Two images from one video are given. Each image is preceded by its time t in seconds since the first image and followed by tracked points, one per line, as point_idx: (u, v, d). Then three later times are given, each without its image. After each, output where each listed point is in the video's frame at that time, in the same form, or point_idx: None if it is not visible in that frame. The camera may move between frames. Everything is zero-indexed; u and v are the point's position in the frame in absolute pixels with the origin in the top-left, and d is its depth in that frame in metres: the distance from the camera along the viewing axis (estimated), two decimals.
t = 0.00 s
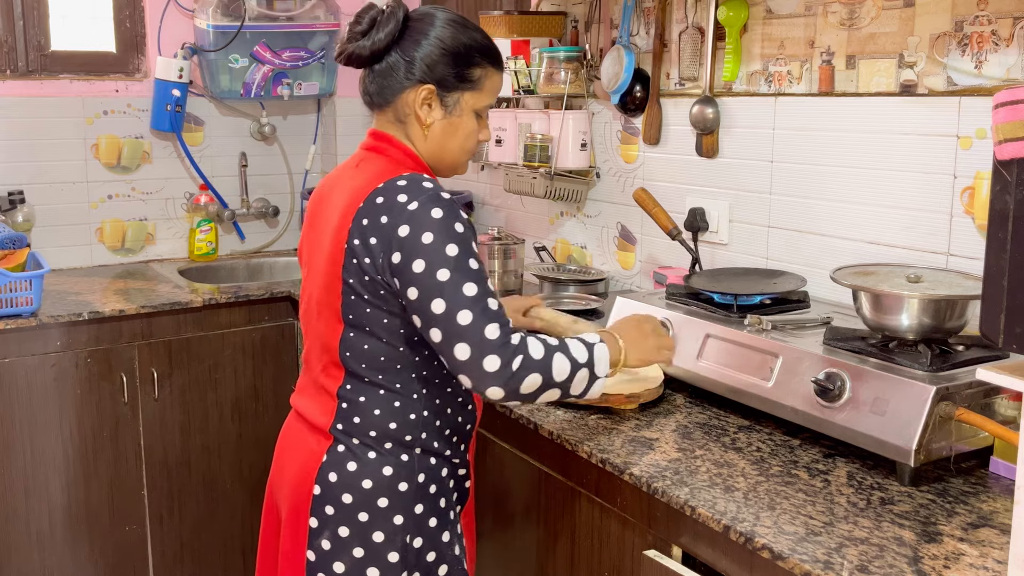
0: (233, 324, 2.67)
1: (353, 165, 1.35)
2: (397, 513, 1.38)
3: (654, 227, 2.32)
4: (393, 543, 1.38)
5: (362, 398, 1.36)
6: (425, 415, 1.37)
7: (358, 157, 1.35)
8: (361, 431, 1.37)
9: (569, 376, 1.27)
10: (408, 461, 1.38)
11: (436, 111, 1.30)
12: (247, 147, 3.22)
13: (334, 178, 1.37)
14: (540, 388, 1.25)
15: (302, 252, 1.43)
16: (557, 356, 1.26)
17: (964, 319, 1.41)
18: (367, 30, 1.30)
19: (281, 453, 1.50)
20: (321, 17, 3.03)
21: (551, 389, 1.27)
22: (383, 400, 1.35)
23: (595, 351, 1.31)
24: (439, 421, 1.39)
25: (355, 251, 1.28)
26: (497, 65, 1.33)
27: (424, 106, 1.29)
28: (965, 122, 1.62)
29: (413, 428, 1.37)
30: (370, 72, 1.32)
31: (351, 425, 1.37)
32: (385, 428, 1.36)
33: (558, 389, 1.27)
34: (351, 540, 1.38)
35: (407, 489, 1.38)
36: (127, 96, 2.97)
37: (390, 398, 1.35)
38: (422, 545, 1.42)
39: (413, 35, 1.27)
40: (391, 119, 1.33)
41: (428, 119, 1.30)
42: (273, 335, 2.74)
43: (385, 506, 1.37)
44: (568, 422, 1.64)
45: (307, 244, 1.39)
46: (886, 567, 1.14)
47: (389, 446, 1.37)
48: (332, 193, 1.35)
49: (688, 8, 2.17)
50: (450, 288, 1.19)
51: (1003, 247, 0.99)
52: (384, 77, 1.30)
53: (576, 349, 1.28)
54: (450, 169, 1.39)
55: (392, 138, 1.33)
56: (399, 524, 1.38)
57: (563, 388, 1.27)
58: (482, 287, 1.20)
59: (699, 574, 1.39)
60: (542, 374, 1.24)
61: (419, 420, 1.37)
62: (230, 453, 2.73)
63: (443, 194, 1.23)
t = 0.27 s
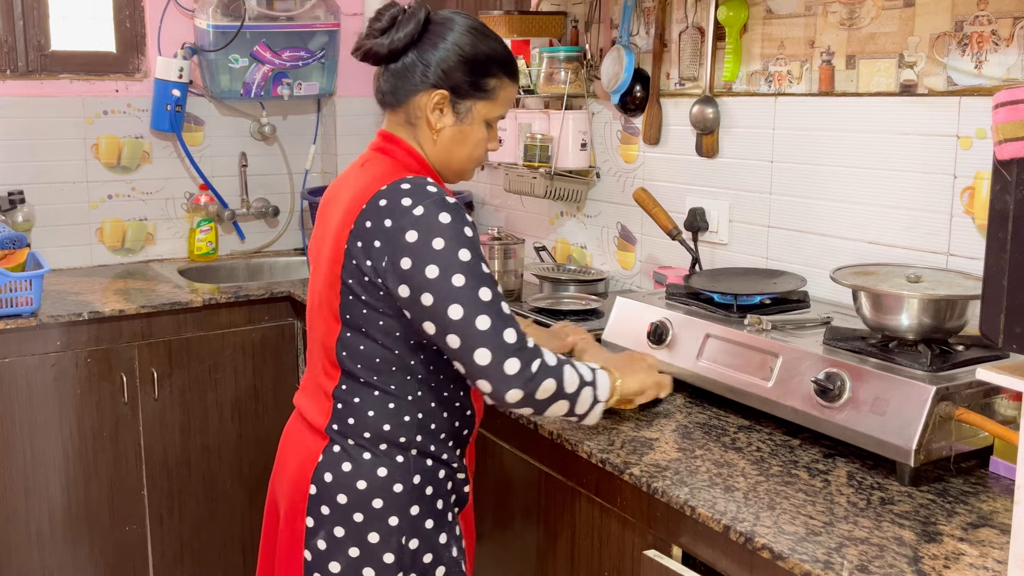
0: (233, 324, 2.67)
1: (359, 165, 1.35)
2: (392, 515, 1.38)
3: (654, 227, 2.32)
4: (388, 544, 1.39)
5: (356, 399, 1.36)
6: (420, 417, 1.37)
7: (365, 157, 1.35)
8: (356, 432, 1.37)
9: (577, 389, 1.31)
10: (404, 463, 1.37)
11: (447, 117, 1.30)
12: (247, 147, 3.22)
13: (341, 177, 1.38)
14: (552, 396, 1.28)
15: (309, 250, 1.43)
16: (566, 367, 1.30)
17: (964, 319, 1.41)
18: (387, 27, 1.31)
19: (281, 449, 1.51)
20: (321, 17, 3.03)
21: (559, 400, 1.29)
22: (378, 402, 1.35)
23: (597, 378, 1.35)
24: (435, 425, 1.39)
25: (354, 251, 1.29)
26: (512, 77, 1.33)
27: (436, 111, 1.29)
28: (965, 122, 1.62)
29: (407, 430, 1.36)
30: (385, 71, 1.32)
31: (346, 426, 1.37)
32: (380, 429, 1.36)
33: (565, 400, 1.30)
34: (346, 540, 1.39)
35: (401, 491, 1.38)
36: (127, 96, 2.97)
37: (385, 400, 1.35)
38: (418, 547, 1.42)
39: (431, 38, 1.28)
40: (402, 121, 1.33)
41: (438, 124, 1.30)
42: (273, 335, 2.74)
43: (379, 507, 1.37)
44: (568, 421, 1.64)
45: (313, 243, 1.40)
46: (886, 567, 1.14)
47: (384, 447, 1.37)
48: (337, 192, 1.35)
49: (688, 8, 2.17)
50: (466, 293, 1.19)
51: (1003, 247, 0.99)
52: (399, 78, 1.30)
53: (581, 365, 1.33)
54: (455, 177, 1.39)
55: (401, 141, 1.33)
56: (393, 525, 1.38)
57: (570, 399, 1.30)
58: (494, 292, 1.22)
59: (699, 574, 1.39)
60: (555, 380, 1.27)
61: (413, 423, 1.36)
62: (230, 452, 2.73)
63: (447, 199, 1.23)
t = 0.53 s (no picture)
0: (233, 324, 2.67)
1: (358, 165, 1.35)
2: (388, 517, 1.38)
3: (654, 227, 2.32)
4: (384, 546, 1.38)
5: (354, 400, 1.36)
6: (418, 420, 1.36)
7: (364, 157, 1.35)
8: (353, 433, 1.37)
9: (594, 381, 1.34)
10: (400, 465, 1.37)
11: (444, 116, 1.30)
12: (247, 147, 3.22)
13: (340, 177, 1.38)
14: (567, 387, 1.31)
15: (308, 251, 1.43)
16: (582, 360, 1.33)
17: (964, 319, 1.41)
18: (379, 30, 1.31)
19: (280, 450, 1.50)
20: (321, 17, 3.03)
21: (575, 391, 1.32)
22: (375, 403, 1.35)
23: (617, 371, 1.38)
24: (433, 427, 1.38)
25: (357, 252, 1.29)
26: (507, 72, 1.32)
27: (432, 110, 1.29)
28: (965, 122, 1.62)
29: (405, 431, 1.36)
30: (380, 73, 1.32)
31: (344, 427, 1.37)
32: (377, 431, 1.35)
33: (581, 392, 1.33)
34: (343, 542, 1.39)
35: (398, 493, 1.38)
36: (127, 97, 2.97)
37: (383, 401, 1.35)
38: (415, 550, 1.41)
39: (424, 38, 1.27)
40: (399, 122, 1.33)
41: (435, 124, 1.30)
42: (273, 335, 2.74)
43: (376, 509, 1.37)
44: (568, 421, 1.64)
45: (312, 242, 1.40)
46: (886, 567, 1.14)
47: (381, 449, 1.37)
48: (337, 192, 1.35)
49: (688, 8, 2.17)
50: (478, 290, 1.20)
51: (1003, 247, 0.99)
52: (393, 79, 1.29)
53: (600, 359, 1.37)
54: (455, 175, 1.39)
55: (399, 141, 1.33)
56: (390, 528, 1.38)
57: (585, 391, 1.33)
58: (504, 288, 1.23)
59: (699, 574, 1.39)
60: (570, 372, 1.30)
61: (411, 425, 1.36)
62: (230, 453, 2.73)
63: (452, 200, 1.23)
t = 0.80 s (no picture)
0: (233, 324, 2.67)
1: (351, 165, 1.35)
2: (395, 517, 1.38)
3: (654, 227, 2.32)
4: (392, 546, 1.39)
5: (359, 401, 1.36)
6: (423, 418, 1.37)
7: (356, 157, 1.35)
8: (359, 434, 1.36)
9: (590, 366, 1.30)
10: (406, 464, 1.37)
11: (433, 111, 1.30)
12: (247, 147, 3.22)
13: (333, 177, 1.37)
14: (564, 376, 1.28)
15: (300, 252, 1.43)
16: (578, 346, 1.29)
17: (963, 319, 1.41)
18: (363, 30, 1.31)
19: (282, 454, 1.50)
20: (321, 17, 3.03)
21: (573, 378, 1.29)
22: (381, 403, 1.35)
23: (609, 347, 1.34)
24: (437, 425, 1.39)
25: (358, 251, 1.28)
26: (494, 64, 1.33)
27: (421, 106, 1.29)
28: (965, 122, 1.62)
29: (411, 431, 1.36)
30: (367, 73, 1.32)
31: (349, 428, 1.37)
32: (383, 431, 1.36)
33: (579, 378, 1.30)
34: (349, 543, 1.38)
35: (404, 493, 1.38)
36: (127, 96, 2.97)
37: (388, 401, 1.35)
38: (421, 549, 1.42)
39: (409, 35, 1.27)
40: (389, 119, 1.33)
41: (425, 120, 1.30)
42: (273, 335, 2.74)
43: (383, 509, 1.37)
44: (568, 421, 1.64)
45: (307, 244, 1.40)
46: (886, 567, 1.14)
47: (387, 449, 1.37)
48: (332, 193, 1.35)
49: (688, 8, 2.17)
50: (474, 287, 1.20)
51: (1003, 247, 0.99)
52: (381, 78, 1.30)
53: (593, 341, 1.31)
54: (447, 169, 1.39)
55: (390, 139, 1.33)
56: (397, 527, 1.38)
57: (582, 376, 1.30)
58: (501, 284, 1.22)
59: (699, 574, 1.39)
60: (566, 362, 1.27)
61: (416, 423, 1.36)
62: (230, 452, 2.73)
63: (450, 195, 1.23)
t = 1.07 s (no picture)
0: (233, 324, 2.67)
1: (351, 166, 1.34)
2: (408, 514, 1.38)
3: (654, 227, 2.32)
4: (404, 544, 1.39)
5: (370, 400, 1.35)
6: (433, 414, 1.37)
7: (354, 158, 1.35)
8: (370, 433, 1.36)
9: (606, 365, 1.37)
10: (418, 461, 1.38)
11: (428, 110, 1.30)
12: (247, 146, 3.22)
13: (330, 179, 1.36)
14: (579, 369, 1.33)
15: (294, 255, 1.41)
16: (597, 345, 1.35)
17: (964, 319, 1.41)
18: (356, 30, 1.31)
19: (283, 458, 1.47)
20: (321, 17, 3.03)
21: (587, 373, 1.35)
22: (392, 401, 1.35)
23: (632, 353, 1.41)
24: (446, 421, 1.40)
25: (372, 250, 1.28)
26: (487, 64, 1.33)
27: (416, 106, 1.29)
28: (965, 122, 1.62)
29: (422, 427, 1.37)
30: (360, 73, 1.32)
31: (360, 427, 1.37)
32: (395, 429, 1.36)
33: (593, 374, 1.36)
34: (362, 542, 1.38)
35: (416, 490, 1.38)
36: (127, 96, 2.97)
37: (400, 399, 1.35)
38: (431, 545, 1.42)
39: (402, 35, 1.27)
40: (383, 119, 1.33)
41: (420, 119, 1.30)
42: (273, 335, 2.74)
43: (395, 507, 1.37)
44: (568, 421, 1.64)
45: (304, 246, 1.38)
46: (886, 567, 1.14)
47: (398, 446, 1.37)
48: (332, 193, 1.34)
49: (688, 8, 2.17)
50: (494, 280, 1.22)
51: (1003, 247, 0.99)
52: (375, 77, 1.30)
53: (616, 341, 1.38)
54: (441, 169, 1.39)
55: (385, 139, 1.33)
56: (409, 525, 1.39)
57: (596, 373, 1.36)
58: (517, 275, 1.25)
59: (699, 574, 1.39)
60: (582, 357, 1.32)
61: (427, 420, 1.37)
62: (230, 452, 2.73)
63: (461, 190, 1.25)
